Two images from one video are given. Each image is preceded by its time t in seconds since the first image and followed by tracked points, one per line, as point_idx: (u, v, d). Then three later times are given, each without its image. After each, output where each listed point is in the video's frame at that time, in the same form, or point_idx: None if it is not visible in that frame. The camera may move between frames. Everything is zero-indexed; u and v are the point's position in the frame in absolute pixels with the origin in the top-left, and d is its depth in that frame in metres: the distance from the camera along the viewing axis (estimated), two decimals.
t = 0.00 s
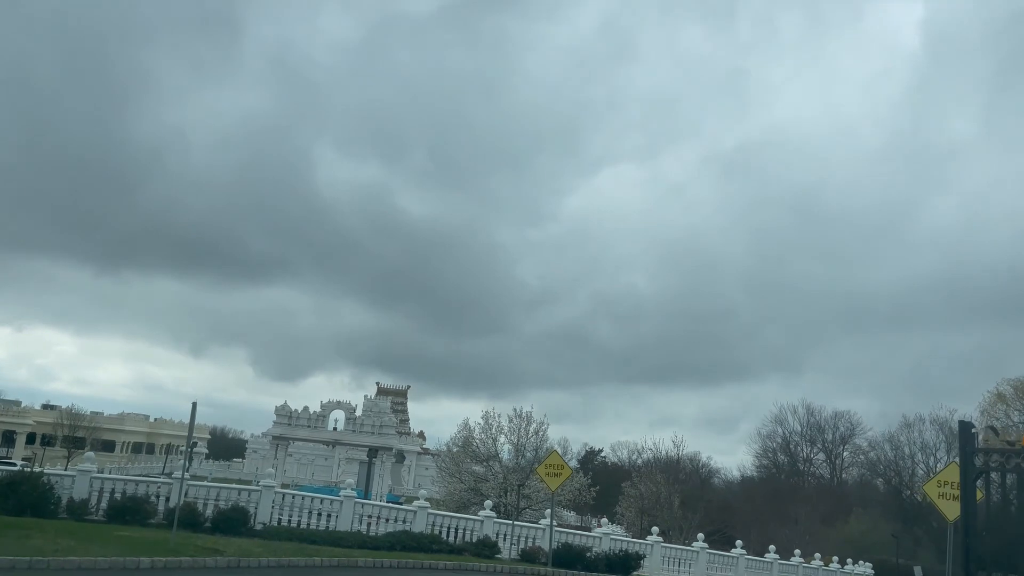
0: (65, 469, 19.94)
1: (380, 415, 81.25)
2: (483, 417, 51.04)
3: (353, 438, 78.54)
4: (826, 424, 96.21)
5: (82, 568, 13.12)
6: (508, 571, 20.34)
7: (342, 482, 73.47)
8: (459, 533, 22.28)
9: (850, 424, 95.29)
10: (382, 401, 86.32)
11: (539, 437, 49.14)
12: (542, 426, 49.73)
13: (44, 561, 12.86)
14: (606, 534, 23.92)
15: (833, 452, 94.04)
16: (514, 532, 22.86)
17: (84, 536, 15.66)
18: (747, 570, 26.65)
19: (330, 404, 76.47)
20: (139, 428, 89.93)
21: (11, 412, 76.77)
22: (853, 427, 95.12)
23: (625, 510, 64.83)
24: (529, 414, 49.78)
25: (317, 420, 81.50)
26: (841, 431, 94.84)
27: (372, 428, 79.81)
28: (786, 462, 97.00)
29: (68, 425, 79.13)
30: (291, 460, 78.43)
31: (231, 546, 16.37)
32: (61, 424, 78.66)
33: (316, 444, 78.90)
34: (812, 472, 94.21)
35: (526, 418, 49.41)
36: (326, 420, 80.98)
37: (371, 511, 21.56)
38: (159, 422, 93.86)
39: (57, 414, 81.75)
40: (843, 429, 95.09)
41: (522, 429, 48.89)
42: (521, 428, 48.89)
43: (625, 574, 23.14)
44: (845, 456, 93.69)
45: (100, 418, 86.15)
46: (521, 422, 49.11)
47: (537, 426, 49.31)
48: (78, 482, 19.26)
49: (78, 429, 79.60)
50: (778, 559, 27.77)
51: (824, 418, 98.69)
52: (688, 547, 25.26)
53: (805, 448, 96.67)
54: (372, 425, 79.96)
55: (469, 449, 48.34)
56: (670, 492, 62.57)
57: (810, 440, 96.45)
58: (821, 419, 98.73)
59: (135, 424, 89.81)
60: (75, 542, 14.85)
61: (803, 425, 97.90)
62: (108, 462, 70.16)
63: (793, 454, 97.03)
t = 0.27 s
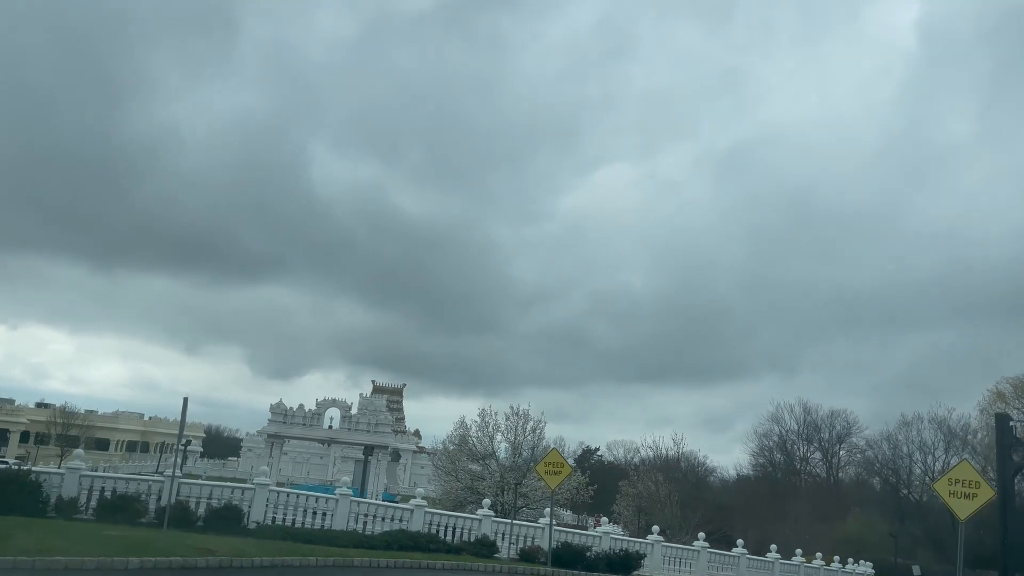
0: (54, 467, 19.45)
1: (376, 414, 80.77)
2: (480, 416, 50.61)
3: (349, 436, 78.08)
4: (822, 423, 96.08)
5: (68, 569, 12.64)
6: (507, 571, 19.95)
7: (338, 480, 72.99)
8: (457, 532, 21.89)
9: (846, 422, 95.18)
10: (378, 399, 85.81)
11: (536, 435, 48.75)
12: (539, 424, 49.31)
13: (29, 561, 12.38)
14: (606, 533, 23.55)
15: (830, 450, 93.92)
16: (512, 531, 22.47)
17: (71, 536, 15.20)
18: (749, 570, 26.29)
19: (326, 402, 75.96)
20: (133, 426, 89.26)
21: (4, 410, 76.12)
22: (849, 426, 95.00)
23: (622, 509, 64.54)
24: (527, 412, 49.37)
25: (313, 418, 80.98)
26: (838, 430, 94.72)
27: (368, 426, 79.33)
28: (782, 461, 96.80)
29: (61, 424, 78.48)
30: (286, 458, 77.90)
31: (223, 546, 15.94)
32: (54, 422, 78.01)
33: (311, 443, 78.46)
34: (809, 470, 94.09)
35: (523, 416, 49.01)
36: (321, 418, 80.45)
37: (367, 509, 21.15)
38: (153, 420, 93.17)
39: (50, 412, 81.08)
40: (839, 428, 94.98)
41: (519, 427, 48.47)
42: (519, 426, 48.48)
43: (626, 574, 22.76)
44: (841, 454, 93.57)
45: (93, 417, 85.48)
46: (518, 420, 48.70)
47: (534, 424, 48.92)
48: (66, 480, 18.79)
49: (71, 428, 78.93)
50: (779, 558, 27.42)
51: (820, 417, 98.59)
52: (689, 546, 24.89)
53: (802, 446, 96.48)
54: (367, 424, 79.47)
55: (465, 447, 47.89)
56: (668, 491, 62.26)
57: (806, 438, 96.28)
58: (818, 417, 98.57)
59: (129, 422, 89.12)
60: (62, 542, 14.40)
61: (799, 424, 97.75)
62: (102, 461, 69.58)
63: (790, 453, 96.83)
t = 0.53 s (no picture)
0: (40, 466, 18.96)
1: (370, 412, 80.28)
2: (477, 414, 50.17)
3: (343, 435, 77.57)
4: (818, 422, 95.97)
5: (51, 571, 12.05)
6: (505, 572, 19.54)
7: (332, 479, 72.51)
8: (454, 532, 21.45)
9: (842, 421, 95.07)
10: (372, 398, 85.33)
11: (533, 433, 48.33)
12: (536, 422, 48.90)
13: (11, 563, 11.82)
14: (605, 533, 23.16)
15: (825, 449, 93.79)
16: (510, 531, 22.03)
17: (56, 537, 14.70)
18: (750, 570, 25.92)
19: (320, 400, 75.43)
20: (126, 424, 88.58)
21: None
22: (845, 425, 94.88)
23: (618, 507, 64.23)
24: (523, 410, 48.93)
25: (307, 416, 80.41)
26: (833, 429, 94.60)
27: (362, 424, 78.83)
28: (778, 459, 96.56)
29: (52, 422, 77.74)
30: (280, 457, 77.33)
31: (214, 547, 15.45)
32: (45, 420, 77.29)
33: (305, 441, 77.93)
34: (804, 469, 93.90)
35: (520, 414, 48.56)
36: (316, 416, 79.90)
37: (362, 509, 20.68)
38: (146, 419, 92.45)
39: (42, 410, 80.35)
40: (835, 427, 94.83)
41: (516, 426, 48.03)
42: (515, 425, 48.05)
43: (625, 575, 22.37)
44: (837, 453, 93.43)
45: (85, 415, 84.74)
46: (515, 419, 48.27)
47: (530, 422, 48.48)
48: (52, 479, 18.27)
49: (63, 426, 78.24)
50: (781, 558, 27.04)
51: (816, 416, 98.50)
52: (690, 546, 24.50)
53: (798, 445, 96.28)
54: (362, 422, 78.97)
55: (461, 446, 47.43)
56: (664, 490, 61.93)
57: (802, 437, 96.10)
58: (813, 416, 98.43)
59: (122, 420, 88.41)
60: (46, 544, 13.88)
61: (795, 423, 97.59)
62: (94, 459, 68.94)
63: (786, 451, 96.59)
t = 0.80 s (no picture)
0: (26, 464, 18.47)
1: (365, 411, 79.81)
2: (473, 413, 49.75)
3: (337, 434, 77.06)
4: (813, 421, 95.82)
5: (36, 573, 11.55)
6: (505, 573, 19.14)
7: (327, 478, 72.02)
8: (452, 532, 21.01)
9: (837, 421, 94.93)
10: (367, 397, 84.86)
11: (530, 432, 47.92)
12: (532, 421, 48.50)
13: None
14: (605, 533, 22.76)
15: (821, 448, 93.62)
16: (509, 531, 21.62)
17: (42, 538, 14.23)
18: (750, 571, 25.56)
19: (315, 399, 74.90)
20: (119, 423, 87.89)
21: None
22: (840, 424, 94.75)
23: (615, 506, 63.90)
24: (520, 409, 48.51)
25: (301, 415, 79.89)
26: (829, 428, 94.46)
27: (357, 423, 78.35)
28: (773, 459, 96.31)
29: (43, 420, 77.07)
30: (274, 455, 76.78)
31: (205, 548, 15.01)
32: (37, 419, 76.62)
33: (299, 440, 77.41)
34: (799, 468, 93.66)
35: (516, 413, 48.14)
36: (310, 415, 79.40)
37: (358, 509, 20.23)
38: (139, 417, 91.79)
39: (33, 409, 79.65)
40: (830, 426, 94.65)
41: (512, 424, 47.62)
42: (511, 423, 47.65)
43: None
44: (832, 453, 93.27)
45: (77, 414, 84.06)
46: (511, 418, 47.85)
47: (527, 421, 48.06)
48: (39, 478, 17.79)
49: (55, 424, 77.58)
50: (782, 559, 26.69)
51: (811, 415, 98.35)
52: (691, 546, 24.12)
53: (793, 444, 96.07)
54: (357, 421, 78.48)
55: (457, 445, 46.98)
56: (661, 489, 61.57)
57: (797, 436, 95.91)
58: (808, 416, 98.24)
59: (114, 419, 87.77)
60: (31, 545, 13.42)
61: (790, 422, 97.38)
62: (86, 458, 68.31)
63: (781, 450, 96.35)
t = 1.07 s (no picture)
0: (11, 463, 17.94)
1: (359, 409, 79.31)
2: (468, 411, 49.30)
3: (331, 432, 76.54)
4: (808, 420, 95.68)
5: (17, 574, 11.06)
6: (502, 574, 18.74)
7: (320, 476, 71.54)
8: (448, 532, 20.58)
9: (832, 420, 94.83)
10: (362, 395, 84.33)
11: (525, 430, 47.50)
12: (528, 420, 48.07)
13: None
14: (605, 533, 22.35)
15: (815, 447, 93.50)
16: (506, 531, 21.20)
17: (24, 539, 13.74)
18: (751, 571, 25.21)
19: (309, 397, 74.37)
20: (111, 421, 87.24)
21: None
22: (835, 423, 94.66)
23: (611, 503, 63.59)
24: (516, 407, 48.06)
25: (295, 413, 79.32)
26: (823, 427, 94.35)
27: (351, 421, 77.87)
28: (768, 457, 96.11)
29: (35, 418, 76.37)
30: (268, 454, 76.24)
31: (194, 550, 14.55)
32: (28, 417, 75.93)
33: (293, 438, 76.91)
34: (794, 467, 93.50)
35: (512, 411, 47.70)
36: (304, 413, 78.86)
37: (352, 508, 19.79)
38: (131, 416, 91.11)
39: (24, 407, 78.92)
40: (825, 425, 94.57)
41: (508, 423, 47.19)
42: (507, 421, 47.17)
43: None
44: (827, 451, 93.17)
45: (69, 412, 83.36)
46: (507, 416, 47.38)
47: (523, 419, 47.64)
48: (24, 477, 17.28)
49: (46, 423, 76.87)
50: (782, 558, 26.34)
51: (806, 414, 98.23)
52: (691, 546, 23.75)
53: (788, 443, 95.90)
54: (351, 419, 78.00)
55: (452, 443, 46.54)
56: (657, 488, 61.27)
57: (792, 435, 95.74)
58: (803, 415, 98.08)
59: (107, 417, 87.09)
60: (12, 546, 12.94)
61: (785, 421, 97.21)
62: (77, 456, 67.68)
63: (776, 449, 96.17)
